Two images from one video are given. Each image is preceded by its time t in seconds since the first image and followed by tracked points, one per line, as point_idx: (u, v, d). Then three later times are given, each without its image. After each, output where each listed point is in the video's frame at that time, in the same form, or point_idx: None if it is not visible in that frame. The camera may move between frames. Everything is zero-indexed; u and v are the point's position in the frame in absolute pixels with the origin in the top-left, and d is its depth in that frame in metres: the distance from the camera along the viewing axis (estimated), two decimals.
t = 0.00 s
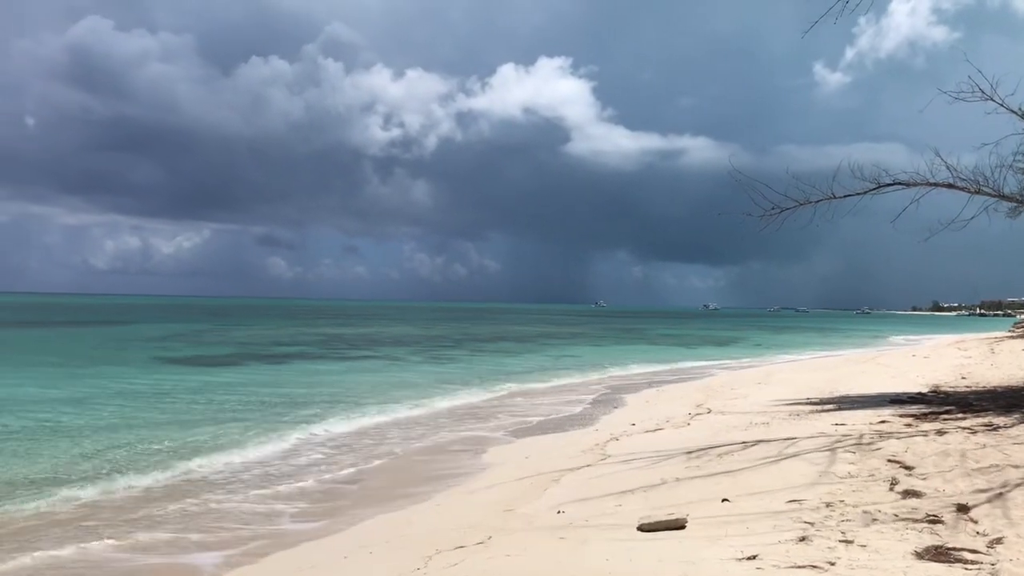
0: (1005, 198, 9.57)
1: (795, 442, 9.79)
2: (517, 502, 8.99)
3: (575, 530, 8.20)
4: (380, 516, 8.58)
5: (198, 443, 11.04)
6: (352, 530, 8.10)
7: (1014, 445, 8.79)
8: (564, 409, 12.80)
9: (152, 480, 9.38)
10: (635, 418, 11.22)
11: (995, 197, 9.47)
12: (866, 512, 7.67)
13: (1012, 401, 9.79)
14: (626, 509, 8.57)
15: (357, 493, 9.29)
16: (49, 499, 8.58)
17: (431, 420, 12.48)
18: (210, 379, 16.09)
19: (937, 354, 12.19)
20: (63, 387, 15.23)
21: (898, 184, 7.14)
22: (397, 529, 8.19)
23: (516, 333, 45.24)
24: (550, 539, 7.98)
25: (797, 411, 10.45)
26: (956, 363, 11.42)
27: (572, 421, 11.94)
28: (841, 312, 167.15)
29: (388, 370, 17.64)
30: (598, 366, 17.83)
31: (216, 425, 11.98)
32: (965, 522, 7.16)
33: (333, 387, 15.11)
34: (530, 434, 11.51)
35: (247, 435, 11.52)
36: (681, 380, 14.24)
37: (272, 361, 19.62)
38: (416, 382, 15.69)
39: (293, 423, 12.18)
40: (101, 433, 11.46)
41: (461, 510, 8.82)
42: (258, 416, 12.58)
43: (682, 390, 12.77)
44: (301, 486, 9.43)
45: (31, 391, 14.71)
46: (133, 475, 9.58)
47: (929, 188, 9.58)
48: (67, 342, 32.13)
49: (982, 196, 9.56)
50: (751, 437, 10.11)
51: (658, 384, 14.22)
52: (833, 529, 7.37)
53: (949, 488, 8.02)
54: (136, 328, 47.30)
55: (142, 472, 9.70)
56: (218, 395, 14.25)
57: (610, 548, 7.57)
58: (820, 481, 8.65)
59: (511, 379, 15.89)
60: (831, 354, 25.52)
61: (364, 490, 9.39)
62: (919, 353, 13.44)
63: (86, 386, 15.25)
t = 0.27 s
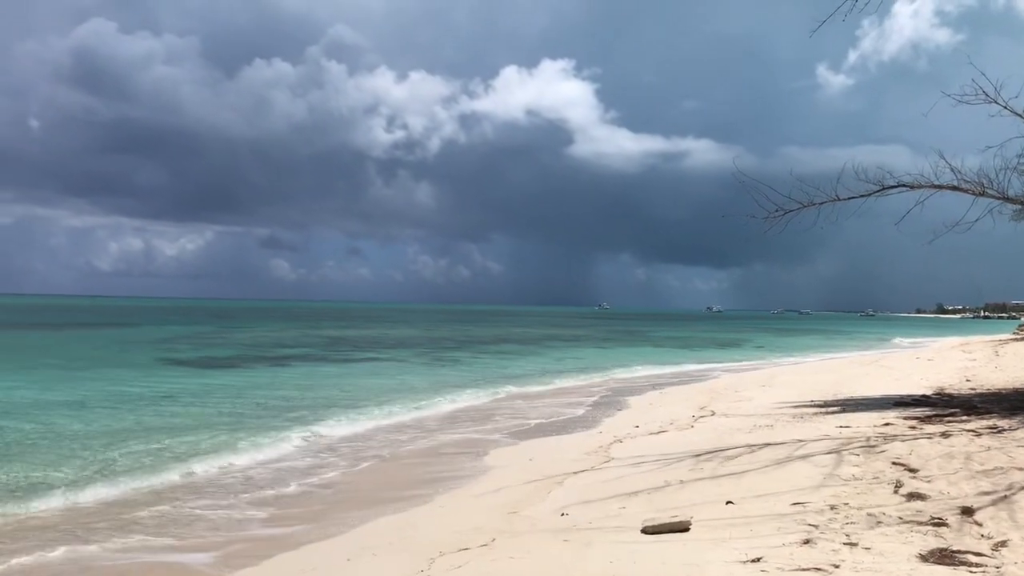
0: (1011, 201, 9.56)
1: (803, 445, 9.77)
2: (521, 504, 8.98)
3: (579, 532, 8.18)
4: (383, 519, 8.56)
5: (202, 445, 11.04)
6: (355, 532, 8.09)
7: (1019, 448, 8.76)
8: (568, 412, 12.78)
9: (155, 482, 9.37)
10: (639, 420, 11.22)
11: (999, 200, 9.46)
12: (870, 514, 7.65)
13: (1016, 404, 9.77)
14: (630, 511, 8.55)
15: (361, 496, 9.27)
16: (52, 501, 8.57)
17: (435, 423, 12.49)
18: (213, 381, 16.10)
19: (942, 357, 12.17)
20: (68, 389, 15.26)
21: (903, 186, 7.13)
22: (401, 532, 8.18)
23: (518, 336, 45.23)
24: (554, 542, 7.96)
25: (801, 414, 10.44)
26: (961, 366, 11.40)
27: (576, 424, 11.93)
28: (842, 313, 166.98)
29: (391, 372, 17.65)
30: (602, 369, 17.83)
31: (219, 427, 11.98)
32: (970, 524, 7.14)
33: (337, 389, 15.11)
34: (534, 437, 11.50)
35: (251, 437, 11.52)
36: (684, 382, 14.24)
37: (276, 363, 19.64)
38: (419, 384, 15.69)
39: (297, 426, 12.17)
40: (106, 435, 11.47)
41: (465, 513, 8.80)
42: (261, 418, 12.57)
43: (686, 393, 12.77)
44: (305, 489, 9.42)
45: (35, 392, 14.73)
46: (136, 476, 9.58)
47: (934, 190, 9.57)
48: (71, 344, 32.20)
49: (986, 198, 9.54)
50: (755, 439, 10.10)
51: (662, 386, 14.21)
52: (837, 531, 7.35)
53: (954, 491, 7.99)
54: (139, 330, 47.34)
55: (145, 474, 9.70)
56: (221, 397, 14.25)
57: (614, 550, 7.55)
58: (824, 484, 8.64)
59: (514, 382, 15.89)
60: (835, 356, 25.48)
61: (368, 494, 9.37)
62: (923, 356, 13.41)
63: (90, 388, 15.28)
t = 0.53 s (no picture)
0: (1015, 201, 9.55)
1: (807, 445, 9.77)
2: (524, 505, 8.97)
3: (582, 533, 8.17)
4: (387, 520, 8.56)
5: (205, 445, 11.05)
6: (359, 533, 8.09)
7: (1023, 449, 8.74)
8: (571, 413, 12.79)
9: (158, 483, 9.37)
10: (642, 421, 11.22)
11: (1003, 200, 9.45)
12: (874, 515, 7.63)
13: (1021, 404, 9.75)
14: (634, 512, 8.55)
15: (364, 497, 9.27)
16: (55, 501, 8.58)
17: (438, 424, 12.49)
18: (216, 382, 16.11)
19: (945, 358, 12.15)
20: (72, 389, 15.29)
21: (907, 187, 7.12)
22: (404, 532, 8.17)
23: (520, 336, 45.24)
24: (557, 542, 7.95)
25: (805, 415, 10.44)
26: (965, 367, 11.38)
27: (579, 425, 11.93)
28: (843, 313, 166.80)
29: (394, 372, 17.66)
30: (604, 369, 17.83)
31: (222, 428, 12.00)
32: (974, 525, 7.12)
33: (340, 390, 15.11)
34: (537, 438, 11.50)
35: (254, 438, 11.53)
36: (687, 383, 14.24)
37: (279, 364, 19.66)
38: (422, 385, 15.70)
39: (300, 426, 12.18)
40: (109, 435, 11.47)
41: (469, 514, 8.80)
42: (264, 419, 12.58)
43: (689, 393, 12.76)
44: (308, 490, 9.42)
45: (38, 393, 14.75)
46: (138, 477, 9.58)
47: (937, 191, 9.57)
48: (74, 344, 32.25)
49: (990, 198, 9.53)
50: (759, 440, 10.09)
51: (664, 387, 14.21)
52: (841, 532, 7.34)
53: (958, 492, 7.98)
54: (143, 330, 47.48)
55: (150, 475, 9.71)
56: (224, 397, 14.26)
57: (618, 551, 7.55)
58: (828, 484, 8.63)
59: (517, 382, 15.89)
60: (837, 357, 25.46)
61: (371, 495, 9.37)
62: (927, 357, 13.40)
63: (94, 389, 15.30)
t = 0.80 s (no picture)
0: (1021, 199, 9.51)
1: (811, 444, 9.76)
2: (529, 503, 8.95)
3: (587, 531, 8.15)
4: (392, 518, 8.54)
5: (209, 444, 11.05)
6: (364, 531, 8.08)
7: None
8: (575, 412, 12.77)
9: (162, 482, 9.36)
10: (646, 420, 11.21)
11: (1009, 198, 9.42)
12: (880, 514, 7.61)
13: None
14: (639, 510, 8.53)
15: (369, 496, 9.26)
16: (59, 500, 8.57)
17: (442, 423, 12.48)
18: (219, 380, 16.10)
19: (950, 356, 12.13)
20: (76, 387, 15.31)
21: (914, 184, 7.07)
22: (410, 530, 8.16)
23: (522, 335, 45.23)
24: (562, 541, 7.93)
25: (809, 414, 10.42)
26: (970, 365, 11.36)
27: (583, 424, 11.92)
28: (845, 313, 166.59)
29: (397, 371, 17.65)
30: (608, 368, 17.81)
31: (226, 426, 11.99)
32: (980, 524, 7.10)
33: (343, 388, 15.11)
34: (542, 437, 11.49)
35: (258, 436, 11.52)
36: (691, 381, 14.22)
37: (283, 363, 19.66)
38: (425, 384, 15.69)
39: (304, 425, 12.17)
40: (112, 434, 11.47)
41: (474, 512, 8.78)
42: (268, 418, 12.57)
43: (693, 392, 12.75)
44: (313, 488, 9.42)
45: (41, 392, 14.74)
46: (142, 476, 9.57)
47: (943, 189, 9.54)
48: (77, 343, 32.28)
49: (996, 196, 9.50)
50: (763, 439, 10.08)
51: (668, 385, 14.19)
52: (846, 531, 7.31)
53: (963, 491, 7.95)
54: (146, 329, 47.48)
55: (152, 472, 9.70)
56: (227, 396, 14.25)
57: (623, 549, 7.52)
58: (833, 483, 8.61)
59: (520, 381, 15.88)
60: (840, 356, 25.42)
61: (376, 493, 9.36)
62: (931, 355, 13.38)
63: (99, 387, 15.32)
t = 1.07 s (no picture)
0: None
1: (817, 442, 9.74)
2: (534, 501, 8.94)
3: (593, 529, 8.14)
4: (397, 516, 8.53)
5: (214, 441, 11.04)
6: (370, 528, 8.08)
7: None
8: (580, 410, 12.75)
9: (166, 479, 9.36)
10: (652, 418, 11.19)
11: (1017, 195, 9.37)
12: (887, 512, 7.58)
13: None
14: (645, 508, 8.51)
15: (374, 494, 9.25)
16: (64, 497, 8.57)
17: (447, 421, 12.49)
18: (224, 378, 16.11)
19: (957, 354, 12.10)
20: (81, 385, 15.32)
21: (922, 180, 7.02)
22: (414, 528, 8.14)
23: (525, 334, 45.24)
24: (568, 539, 7.90)
25: (815, 412, 10.40)
26: (977, 363, 11.33)
27: (588, 422, 11.91)
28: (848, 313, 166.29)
29: (402, 369, 17.66)
30: (613, 366, 17.80)
31: (231, 424, 12.00)
32: (988, 523, 7.06)
33: (347, 386, 15.11)
34: (547, 434, 11.49)
35: (263, 434, 11.53)
36: (696, 379, 14.20)
37: (287, 360, 19.66)
38: (430, 382, 15.69)
39: (308, 423, 12.17)
40: (117, 431, 11.48)
41: (480, 509, 8.77)
42: (273, 415, 12.58)
43: (699, 390, 12.73)
44: (318, 486, 9.41)
45: (47, 389, 14.77)
46: (146, 474, 9.57)
47: (950, 186, 9.49)
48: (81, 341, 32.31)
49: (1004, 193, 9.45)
50: (769, 437, 10.06)
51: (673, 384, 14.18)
52: (853, 529, 7.28)
53: (971, 489, 7.91)
54: (150, 327, 47.52)
55: (157, 470, 9.70)
56: (231, 394, 14.26)
57: (629, 547, 7.50)
58: (840, 481, 8.58)
59: (525, 379, 15.88)
60: (844, 354, 25.36)
61: (381, 491, 9.35)
62: (938, 353, 13.35)
63: (104, 384, 15.35)
